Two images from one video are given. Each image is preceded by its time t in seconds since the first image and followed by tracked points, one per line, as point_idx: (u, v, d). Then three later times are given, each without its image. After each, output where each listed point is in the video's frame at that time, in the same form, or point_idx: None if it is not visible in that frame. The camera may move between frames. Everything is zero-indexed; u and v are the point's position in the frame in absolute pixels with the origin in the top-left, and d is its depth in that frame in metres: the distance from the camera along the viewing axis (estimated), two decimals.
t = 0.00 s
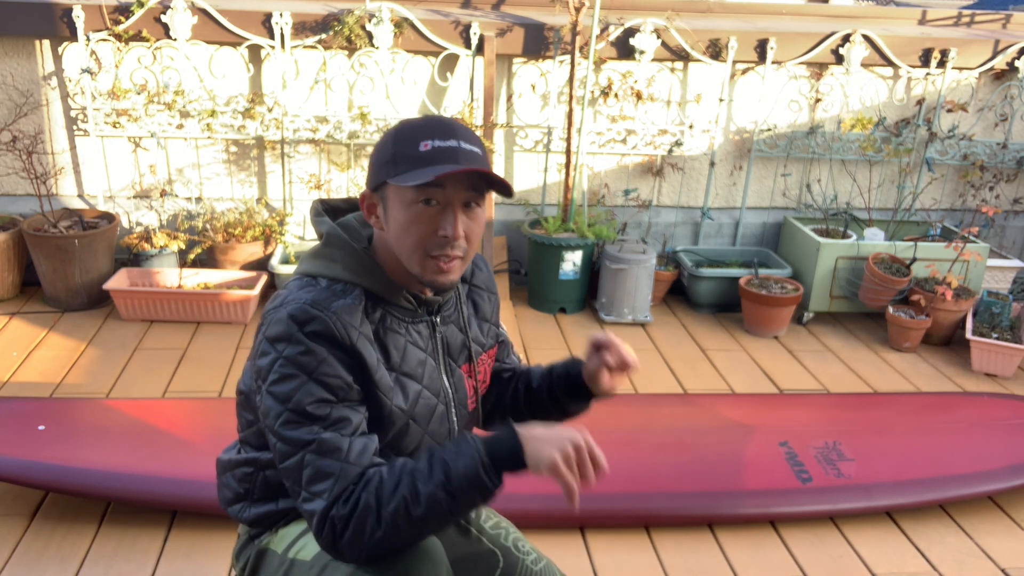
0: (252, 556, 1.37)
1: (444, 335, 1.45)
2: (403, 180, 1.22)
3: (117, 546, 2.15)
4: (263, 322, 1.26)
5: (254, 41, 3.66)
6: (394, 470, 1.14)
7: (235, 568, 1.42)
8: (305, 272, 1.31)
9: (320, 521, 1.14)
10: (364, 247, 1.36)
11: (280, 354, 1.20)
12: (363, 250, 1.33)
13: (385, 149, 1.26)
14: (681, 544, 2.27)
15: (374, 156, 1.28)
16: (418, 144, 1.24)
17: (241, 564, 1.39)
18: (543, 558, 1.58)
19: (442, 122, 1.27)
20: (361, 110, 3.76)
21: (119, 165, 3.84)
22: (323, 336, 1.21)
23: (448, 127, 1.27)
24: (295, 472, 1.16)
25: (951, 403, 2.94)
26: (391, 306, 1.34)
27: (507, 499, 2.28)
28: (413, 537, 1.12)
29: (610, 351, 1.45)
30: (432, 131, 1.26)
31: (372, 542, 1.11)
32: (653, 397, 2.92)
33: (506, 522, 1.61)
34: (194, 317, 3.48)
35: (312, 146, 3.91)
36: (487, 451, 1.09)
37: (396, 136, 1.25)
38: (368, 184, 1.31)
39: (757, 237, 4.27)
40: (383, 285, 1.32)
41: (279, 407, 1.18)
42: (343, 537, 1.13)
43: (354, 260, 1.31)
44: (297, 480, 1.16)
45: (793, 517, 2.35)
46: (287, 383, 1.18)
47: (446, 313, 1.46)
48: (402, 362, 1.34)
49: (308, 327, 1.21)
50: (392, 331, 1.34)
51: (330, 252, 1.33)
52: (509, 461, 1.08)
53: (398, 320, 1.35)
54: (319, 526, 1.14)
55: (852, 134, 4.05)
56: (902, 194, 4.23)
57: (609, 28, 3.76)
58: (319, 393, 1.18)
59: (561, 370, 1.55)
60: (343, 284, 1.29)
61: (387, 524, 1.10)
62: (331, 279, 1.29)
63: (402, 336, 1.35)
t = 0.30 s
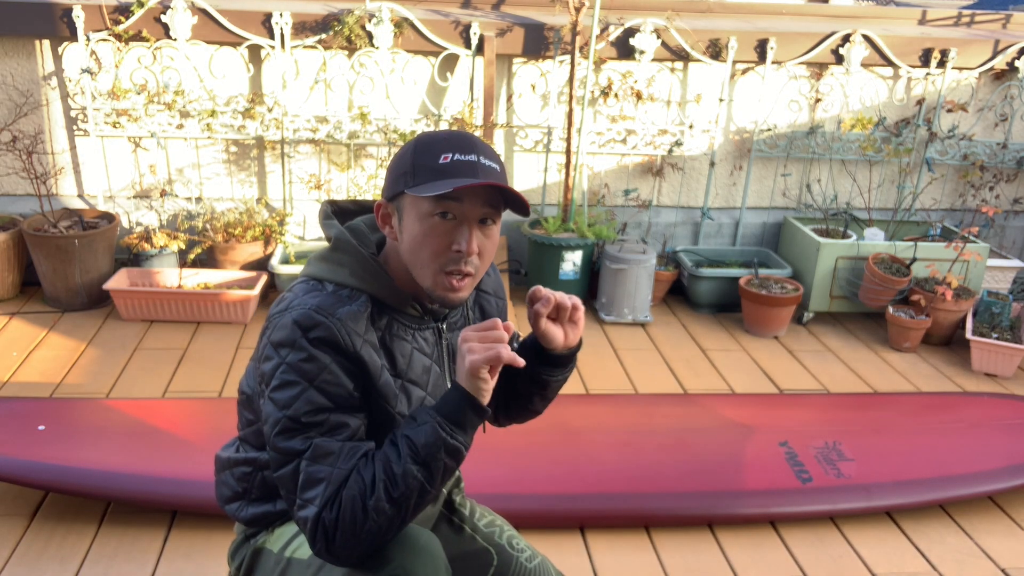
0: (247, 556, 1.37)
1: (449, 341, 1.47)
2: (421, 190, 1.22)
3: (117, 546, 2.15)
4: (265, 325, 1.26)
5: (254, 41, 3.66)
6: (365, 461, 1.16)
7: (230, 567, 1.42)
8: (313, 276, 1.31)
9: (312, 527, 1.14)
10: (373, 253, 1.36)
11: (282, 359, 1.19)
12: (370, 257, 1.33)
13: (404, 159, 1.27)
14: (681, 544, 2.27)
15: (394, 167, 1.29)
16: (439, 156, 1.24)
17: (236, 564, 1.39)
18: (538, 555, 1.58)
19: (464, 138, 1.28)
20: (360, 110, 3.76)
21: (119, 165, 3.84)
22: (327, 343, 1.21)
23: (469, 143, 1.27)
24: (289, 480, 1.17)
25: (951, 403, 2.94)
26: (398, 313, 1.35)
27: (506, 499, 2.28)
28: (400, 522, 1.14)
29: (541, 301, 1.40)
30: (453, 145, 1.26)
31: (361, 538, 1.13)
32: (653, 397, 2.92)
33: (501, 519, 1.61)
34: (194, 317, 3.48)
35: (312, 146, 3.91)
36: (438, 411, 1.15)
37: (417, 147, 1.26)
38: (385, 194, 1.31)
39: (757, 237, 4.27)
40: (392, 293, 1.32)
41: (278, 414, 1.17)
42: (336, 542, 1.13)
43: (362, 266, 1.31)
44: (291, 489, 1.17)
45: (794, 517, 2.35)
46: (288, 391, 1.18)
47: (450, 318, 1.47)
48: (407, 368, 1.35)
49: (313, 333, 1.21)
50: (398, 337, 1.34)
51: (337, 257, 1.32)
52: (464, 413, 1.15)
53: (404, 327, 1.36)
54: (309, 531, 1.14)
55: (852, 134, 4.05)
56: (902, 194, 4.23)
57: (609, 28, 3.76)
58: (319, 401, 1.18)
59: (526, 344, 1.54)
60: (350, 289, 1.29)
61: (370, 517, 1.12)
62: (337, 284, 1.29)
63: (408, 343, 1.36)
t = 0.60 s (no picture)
0: (247, 557, 1.37)
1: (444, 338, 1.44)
2: (409, 191, 1.22)
3: (117, 546, 2.15)
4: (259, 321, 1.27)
5: (254, 41, 3.66)
6: (412, 474, 1.14)
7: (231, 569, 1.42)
8: (304, 273, 1.31)
9: (321, 515, 1.13)
10: (364, 250, 1.36)
11: (278, 351, 1.20)
12: (361, 252, 1.33)
13: (394, 158, 1.26)
14: (680, 544, 2.27)
15: (385, 165, 1.28)
16: (429, 157, 1.24)
17: (237, 566, 1.39)
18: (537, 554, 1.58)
19: (455, 139, 1.27)
20: (360, 110, 3.76)
21: (119, 165, 3.84)
22: (320, 334, 1.21)
23: (461, 146, 1.26)
24: (296, 465, 1.17)
25: (951, 403, 2.94)
26: (387, 309, 1.34)
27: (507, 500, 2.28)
28: (417, 545, 1.11)
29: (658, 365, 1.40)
30: (445, 147, 1.25)
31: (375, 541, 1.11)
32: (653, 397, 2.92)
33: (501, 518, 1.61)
34: (194, 317, 3.48)
35: (312, 146, 3.91)
36: (503, 476, 1.08)
37: (406, 147, 1.26)
38: (376, 191, 1.31)
39: (757, 237, 4.27)
40: (383, 289, 1.32)
41: (279, 403, 1.18)
42: (344, 532, 1.12)
43: (353, 262, 1.31)
44: (298, 473, 1.17)
45: (793, 517, 2.35)
46: (287, 380, 1.18)
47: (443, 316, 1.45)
48: (396, 365, 1.33)
49: (305, 324, 1.21)
50: (387, 334, 1.33)
51: (328, 253, 1.32)
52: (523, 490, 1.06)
53: (394, 323, 1.35)
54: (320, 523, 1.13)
55: (852, 134, 4.05)
56: (902, 194, 4.23)
57: (609, 28, 3.76)
58: (318, 389, 1.18)
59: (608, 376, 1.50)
60: (341, 285, 1.29)
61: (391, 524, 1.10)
62: (329, 280, 1.29)
63: (398, 340, 1.35)
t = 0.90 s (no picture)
0: (249, 559, 1.36)
1: (444, 336, 1.44)
2: (402, 182, 1.22)
3: (117, 546, 2.15)
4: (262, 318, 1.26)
5: (254, 41, 3.66)
6: (438, 485, 1.18)
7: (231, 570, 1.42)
8: (305, 270, 1.31)
9: (332, 505, 1.15)
10: (365, 246, 1.36)
11: (282, 346, 1.20)
12: (363, 249, 1.33)
13: (383, 153, 1.26)
14: (680, 544, 2.27)
15: (374, 161, 1.28)
16: (418, 147, 1.24)
17: (238, 568, 1.39)
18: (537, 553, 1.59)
19: (440, 126, 1.27)
20: (360, 110, 3.76)
21: (119, 165, 3.84)
22: (324, 328, 1.22)
23: (447, 132, 1.27)
24: (305, 457, 1.18)
25: (951, 403, 2.94)
26: (388, 306, 1.34)
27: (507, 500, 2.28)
28: (427, 557, 1.15)
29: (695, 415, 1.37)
30: (431, 135, 1.26)
31: (388, 546, 1.14)
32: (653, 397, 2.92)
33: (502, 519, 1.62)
34: (194, 317, 3.48)
35: (312, 146, 3.91)
36: (528, 521, 1.12)
37: (393, 140, 1.26)
38: (367, 187, 1.31)
39: (757, 237, 4.28)
40: (384, 284, 1.32)
41: (287, 398, 1.19)
42: (355, 526, 1.15)
43: (353, 258, 1.31)
44: (306, 466, 1.18)
45: (794, 517, 2.35)
46: (294, 374, 1.19)
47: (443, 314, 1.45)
48: (397, 362, 1.33)
49: (309, 319, 1.21)
50: (388, 331, 1.33)
51: (329, 250, 1.31)
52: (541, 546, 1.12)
53: (395, 320, 1.35)
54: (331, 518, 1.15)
55: (852, 134, 4.05)
56: (902, 194, 4.23)
57: (609, 28, 3.76)
58: (325, 382, 1.19)
59: (631, 406, 1.50)
60: (343, 282, 1.29)
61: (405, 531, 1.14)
62: (331, 278, 1.28)
63: (399, 337, 1.34)
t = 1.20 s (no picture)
0: (246, 559, 1.36)
1: (448, 337, 1.43)
2: (438, 189, 1.21)
3: (117, 546, 2.15)
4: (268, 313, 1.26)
5: (254, 41, 3.66)
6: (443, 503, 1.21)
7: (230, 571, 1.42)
8: (312, 267, 1.30)
9: (334, 499, 1.15)
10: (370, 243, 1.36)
11: (289, 341, 1.20)
12: (369, 248, 1.33)
13: (403, 157, 1.22)
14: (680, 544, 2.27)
15: (388, 165, 1.23)
16: (441, 151, 1.23)
17: (235, 568, 1.39)
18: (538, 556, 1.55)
19: (449, 127, 1.27)
20: (360, 110, 3.76)
21: (118, 165, 3.84)
22: (331, 323, 1.22)
23: (457, 135, 1.27)
24: (307, 452, 1.17)
25: (951, 403, 2.94)
26: (394, 304, 1.33)
27: (507, 499, 2.28)
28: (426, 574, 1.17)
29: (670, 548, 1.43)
30: (448, 137, 1.25)
31: (390, 551, 1.15)
32: (653, 397, 2.92)
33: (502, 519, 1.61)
34: (194, 317, 3.48)
35: (312, 146, 3.91)
36: None
37: (418, 146, 1.22)
38: (381, 191, 1.25)
39: (757, 237, 4.28)
40: (390, 283, 1.32)
41: (292, 392, 1.19)
42: (357, 526, 1.15)
43: (359, 256, 1.31)
44: (308, 461, 1.17)
45: (794, 517, 2.35)
46: (300, 368, 1.19)
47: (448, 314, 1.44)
48: (401, 360, 1.33)
49: (316, 314, 1.21)
50: (393, 329, 1.32)
51: (335, 248, 1.31)
52: None
53: (400, 319, 1.34)
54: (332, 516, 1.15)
55: (852, 134, 4.05)
56: (902, 194, 4.23)
57: (609, 27, 3.76)
58: (331, 376, 1.19)
59: (634, 497, 1.47)
60: (349, 280, 1.28)
61: (408, 536, 1.16)
62: (338, 275, 1.28)
63: (403, 335, 1.34)
